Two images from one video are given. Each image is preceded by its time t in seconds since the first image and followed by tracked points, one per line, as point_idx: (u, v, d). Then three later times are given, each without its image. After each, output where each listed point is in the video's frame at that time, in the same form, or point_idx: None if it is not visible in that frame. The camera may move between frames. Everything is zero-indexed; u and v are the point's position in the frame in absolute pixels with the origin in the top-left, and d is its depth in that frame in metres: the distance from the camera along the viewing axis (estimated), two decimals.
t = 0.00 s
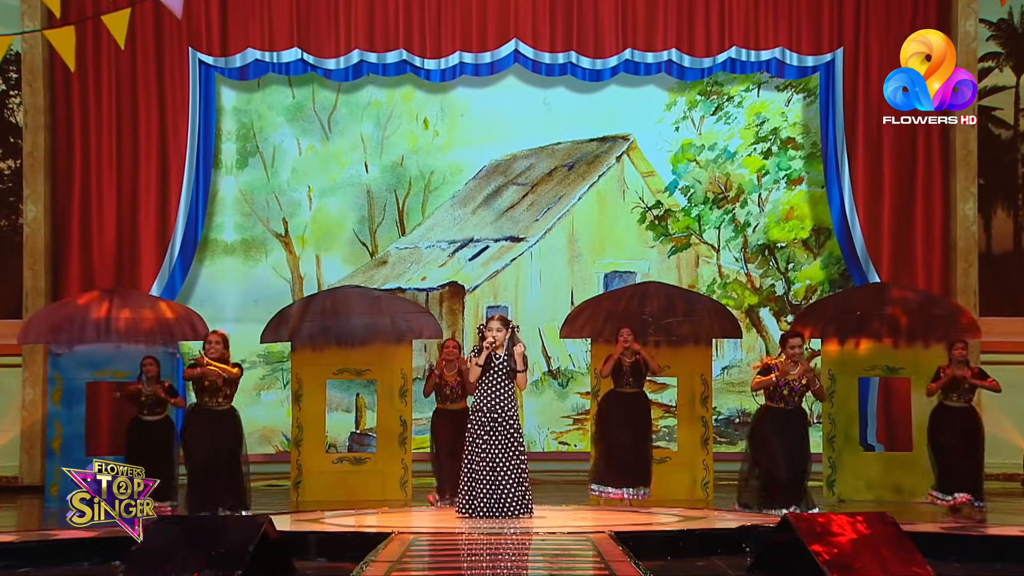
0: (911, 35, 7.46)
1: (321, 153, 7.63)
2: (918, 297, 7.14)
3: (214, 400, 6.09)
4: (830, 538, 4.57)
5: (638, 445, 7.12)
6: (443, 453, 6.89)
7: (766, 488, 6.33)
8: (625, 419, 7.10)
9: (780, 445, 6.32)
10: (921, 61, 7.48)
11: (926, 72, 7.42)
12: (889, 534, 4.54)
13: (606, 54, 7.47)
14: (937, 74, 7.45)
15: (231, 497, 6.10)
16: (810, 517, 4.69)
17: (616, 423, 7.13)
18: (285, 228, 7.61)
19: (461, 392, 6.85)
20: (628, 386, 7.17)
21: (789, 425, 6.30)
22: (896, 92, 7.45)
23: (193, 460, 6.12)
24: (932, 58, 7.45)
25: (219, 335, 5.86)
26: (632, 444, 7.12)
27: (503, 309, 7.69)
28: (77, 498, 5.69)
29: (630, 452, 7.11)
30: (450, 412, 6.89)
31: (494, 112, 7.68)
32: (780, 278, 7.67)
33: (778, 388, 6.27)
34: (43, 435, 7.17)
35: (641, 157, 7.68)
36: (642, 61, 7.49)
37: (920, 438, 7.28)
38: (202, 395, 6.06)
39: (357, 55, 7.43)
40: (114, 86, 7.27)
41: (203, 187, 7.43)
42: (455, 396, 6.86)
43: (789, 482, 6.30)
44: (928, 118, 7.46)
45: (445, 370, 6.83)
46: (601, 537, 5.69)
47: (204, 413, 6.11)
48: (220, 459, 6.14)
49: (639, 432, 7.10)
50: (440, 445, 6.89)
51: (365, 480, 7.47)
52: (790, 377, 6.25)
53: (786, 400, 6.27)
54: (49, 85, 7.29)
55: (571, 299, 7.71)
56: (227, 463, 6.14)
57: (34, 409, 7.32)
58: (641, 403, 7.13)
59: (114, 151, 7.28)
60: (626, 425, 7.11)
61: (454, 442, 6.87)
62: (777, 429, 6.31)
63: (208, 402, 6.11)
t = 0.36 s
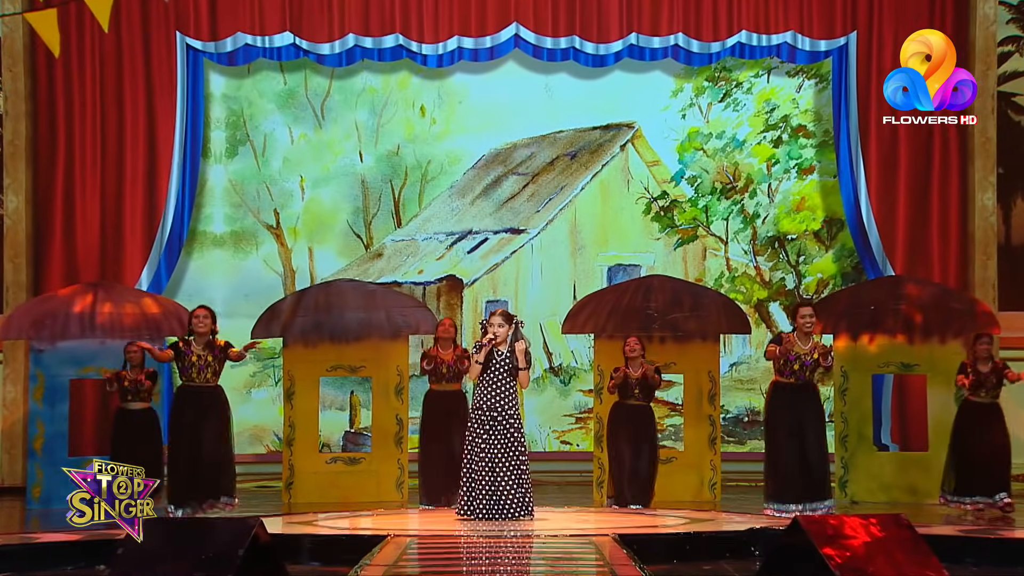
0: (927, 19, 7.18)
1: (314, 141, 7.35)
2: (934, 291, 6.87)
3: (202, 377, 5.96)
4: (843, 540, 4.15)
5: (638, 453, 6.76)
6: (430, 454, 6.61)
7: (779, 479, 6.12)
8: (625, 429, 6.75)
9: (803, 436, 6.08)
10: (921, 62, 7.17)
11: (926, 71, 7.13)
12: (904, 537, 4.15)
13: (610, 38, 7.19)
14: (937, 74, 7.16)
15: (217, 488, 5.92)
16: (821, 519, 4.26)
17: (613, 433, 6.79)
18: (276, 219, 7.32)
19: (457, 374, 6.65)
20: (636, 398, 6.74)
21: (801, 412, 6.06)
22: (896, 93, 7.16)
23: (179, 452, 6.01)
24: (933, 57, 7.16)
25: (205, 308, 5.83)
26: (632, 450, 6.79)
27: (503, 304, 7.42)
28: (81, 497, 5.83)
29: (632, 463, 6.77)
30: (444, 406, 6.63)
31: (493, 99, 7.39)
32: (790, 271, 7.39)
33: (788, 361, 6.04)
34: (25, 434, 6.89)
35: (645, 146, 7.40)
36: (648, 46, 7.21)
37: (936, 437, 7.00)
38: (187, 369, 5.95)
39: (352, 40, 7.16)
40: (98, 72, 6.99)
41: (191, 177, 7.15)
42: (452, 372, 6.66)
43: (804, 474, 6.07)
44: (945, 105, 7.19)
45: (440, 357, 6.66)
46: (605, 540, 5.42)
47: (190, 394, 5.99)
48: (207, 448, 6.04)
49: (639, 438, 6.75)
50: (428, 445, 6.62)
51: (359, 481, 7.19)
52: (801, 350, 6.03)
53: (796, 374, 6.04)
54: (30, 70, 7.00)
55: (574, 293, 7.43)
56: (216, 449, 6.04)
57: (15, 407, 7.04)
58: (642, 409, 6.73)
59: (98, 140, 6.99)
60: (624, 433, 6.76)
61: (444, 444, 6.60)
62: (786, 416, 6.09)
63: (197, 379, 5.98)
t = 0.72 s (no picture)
0: None
1: (306, 127, 7.06)
2: (952, 282, 6.59)
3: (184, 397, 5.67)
4: (856, 543, 3.92)
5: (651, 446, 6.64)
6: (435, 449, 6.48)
7: (784, 494, 5.80)
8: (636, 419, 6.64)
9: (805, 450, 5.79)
10: (920, 63, 6.90)
11: (923, 77, 6.88)
12: (919, 539, 3.89)
13: (614, 20, 6.91)
14: (934, 78, 6.90)
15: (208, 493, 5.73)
16: (833, 519, 4.05)
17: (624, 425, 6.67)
18: (267, 209, 7.04)
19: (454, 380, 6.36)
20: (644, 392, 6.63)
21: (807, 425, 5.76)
22: (894, 97, 6.88)
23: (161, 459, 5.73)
24: (932, 61, 6.90)
25: (208, 330, 5.54)
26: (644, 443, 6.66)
27: (503, 296, 7.14)
28: (80, 496, 5.54)
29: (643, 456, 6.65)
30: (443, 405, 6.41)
31: (493, 84, 7.11)
32: (801, 263, 7.11)
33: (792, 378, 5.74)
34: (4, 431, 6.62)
35: (651, 132, 7.11)
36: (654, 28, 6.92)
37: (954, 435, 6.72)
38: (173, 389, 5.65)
39: (346, 22, 6.87)
40: (80, 54, 6.70)
41: (178, 164, 6.86)
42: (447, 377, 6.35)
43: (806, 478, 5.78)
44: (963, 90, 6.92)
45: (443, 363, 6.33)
46: (608, 542, 5.16)
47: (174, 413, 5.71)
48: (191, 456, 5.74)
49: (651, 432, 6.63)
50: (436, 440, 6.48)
51: (353, 480, 6.92)
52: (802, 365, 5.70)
53: (797, 390, 5.76)
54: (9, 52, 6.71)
55: (576, 286, 7.16)
56: (200, 457, 5.73)
57: None
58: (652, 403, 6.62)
59: (79, 125, 6.70)
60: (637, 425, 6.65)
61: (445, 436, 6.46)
62: (787, 430, 5.78)
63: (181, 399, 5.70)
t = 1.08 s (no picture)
0: None
1: (297, 111, 6.78)
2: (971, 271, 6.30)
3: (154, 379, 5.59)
4: (871, 543, 3.58)
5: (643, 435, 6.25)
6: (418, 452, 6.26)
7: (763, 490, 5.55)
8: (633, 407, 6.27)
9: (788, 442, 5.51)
10: (922, 62, 6.56)
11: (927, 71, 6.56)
12: (937, 539, 3.57)
13: None
14: (938, 72, 6.57)
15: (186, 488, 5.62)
16: (846, 517, 3.69)
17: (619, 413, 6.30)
18: (257, 196, 6.77)
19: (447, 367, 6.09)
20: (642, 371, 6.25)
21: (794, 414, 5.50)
22: (899, 91, 6.58)
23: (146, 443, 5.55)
24: (935, 54, 6.56)
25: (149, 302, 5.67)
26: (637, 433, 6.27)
27: (503, 288, 6.86)
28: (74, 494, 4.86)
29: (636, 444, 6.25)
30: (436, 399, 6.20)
31: (492, 66, 6.82)
32: (813, 252, 6.83)
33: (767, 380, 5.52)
34: None
35: (657, 116, 6.82)
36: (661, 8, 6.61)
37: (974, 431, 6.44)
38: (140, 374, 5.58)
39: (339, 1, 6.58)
40: (61, 34, 6.42)
41: (164, 150, 6.58)
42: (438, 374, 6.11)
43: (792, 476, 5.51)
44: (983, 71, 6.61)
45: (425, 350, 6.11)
46: (613, 542, 4.87)
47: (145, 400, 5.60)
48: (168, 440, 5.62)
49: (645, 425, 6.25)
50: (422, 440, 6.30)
51: (346, 479, 6.65)
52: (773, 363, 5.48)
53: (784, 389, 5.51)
54: None
55: (579, 276, 6.88)
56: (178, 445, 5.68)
57: None
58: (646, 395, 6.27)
59: (59, 108, 6.42)
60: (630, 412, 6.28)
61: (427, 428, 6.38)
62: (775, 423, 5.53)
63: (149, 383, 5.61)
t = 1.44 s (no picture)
0: None
1: (288, 93, 6.51)
2: (990, 260, 6.05)
3: (146, 370, 5.53)
4: (886, 543, 3.52)
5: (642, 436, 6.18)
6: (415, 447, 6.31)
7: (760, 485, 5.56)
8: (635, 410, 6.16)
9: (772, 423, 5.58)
10: (921, 62, 6.27)
11: (926, 72, 6.24)
12: (954, 539, 3.48)
13: None
14: (937, 73, 6.22)
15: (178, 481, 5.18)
16: (860, 517, 3.64)
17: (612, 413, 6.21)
18: (246, 182, 6.50)
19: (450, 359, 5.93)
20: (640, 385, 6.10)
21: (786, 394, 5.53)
22: (898, 91, 6.32)
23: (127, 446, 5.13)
24: (934, 57, 6.22)
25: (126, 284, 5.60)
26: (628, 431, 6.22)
27: (502, 278, 6.60)
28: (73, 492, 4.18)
29: (633, 446, 6.17)
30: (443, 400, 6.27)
31: (491, 47, 6.55)
32: (825, 241, 6.56)
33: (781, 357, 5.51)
34: None
35: (662, 99, 6.55)
36: None
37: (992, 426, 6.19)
38: (131, 364, 5.50)
39: None
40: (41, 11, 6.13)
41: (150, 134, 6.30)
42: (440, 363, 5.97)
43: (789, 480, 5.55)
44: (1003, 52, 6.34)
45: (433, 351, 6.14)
46: (616, 542, 4.62)
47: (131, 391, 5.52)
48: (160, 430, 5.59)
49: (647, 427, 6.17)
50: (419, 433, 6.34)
51: (340, 476, 6.40)
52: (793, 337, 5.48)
53: (796, 366, 5.49)
54: None
55: (582, 266, 6.62)
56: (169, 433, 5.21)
57: None
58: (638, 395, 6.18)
59: (39, 90, 6.13)
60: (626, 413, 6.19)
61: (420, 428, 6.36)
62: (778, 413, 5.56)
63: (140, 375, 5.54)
